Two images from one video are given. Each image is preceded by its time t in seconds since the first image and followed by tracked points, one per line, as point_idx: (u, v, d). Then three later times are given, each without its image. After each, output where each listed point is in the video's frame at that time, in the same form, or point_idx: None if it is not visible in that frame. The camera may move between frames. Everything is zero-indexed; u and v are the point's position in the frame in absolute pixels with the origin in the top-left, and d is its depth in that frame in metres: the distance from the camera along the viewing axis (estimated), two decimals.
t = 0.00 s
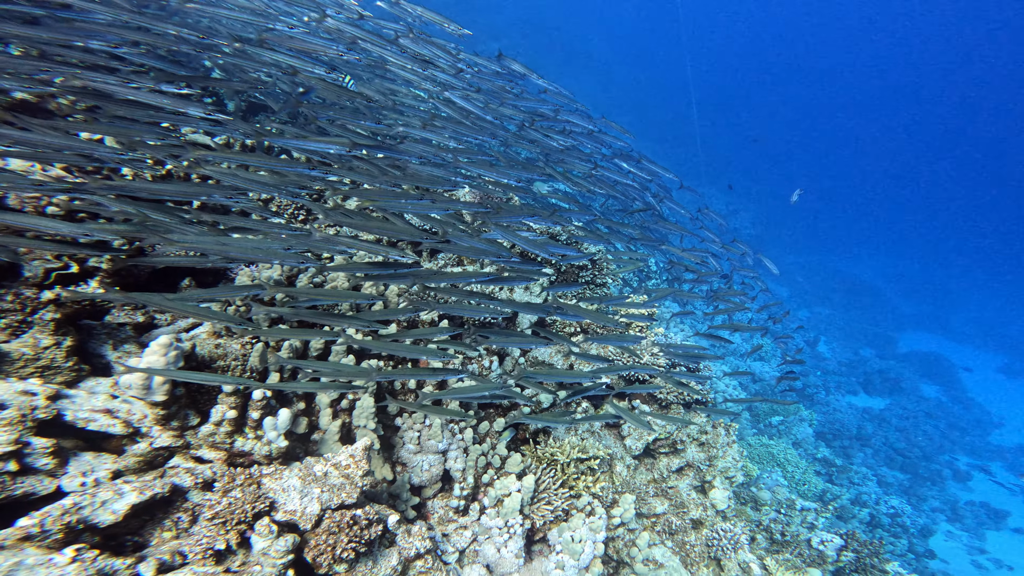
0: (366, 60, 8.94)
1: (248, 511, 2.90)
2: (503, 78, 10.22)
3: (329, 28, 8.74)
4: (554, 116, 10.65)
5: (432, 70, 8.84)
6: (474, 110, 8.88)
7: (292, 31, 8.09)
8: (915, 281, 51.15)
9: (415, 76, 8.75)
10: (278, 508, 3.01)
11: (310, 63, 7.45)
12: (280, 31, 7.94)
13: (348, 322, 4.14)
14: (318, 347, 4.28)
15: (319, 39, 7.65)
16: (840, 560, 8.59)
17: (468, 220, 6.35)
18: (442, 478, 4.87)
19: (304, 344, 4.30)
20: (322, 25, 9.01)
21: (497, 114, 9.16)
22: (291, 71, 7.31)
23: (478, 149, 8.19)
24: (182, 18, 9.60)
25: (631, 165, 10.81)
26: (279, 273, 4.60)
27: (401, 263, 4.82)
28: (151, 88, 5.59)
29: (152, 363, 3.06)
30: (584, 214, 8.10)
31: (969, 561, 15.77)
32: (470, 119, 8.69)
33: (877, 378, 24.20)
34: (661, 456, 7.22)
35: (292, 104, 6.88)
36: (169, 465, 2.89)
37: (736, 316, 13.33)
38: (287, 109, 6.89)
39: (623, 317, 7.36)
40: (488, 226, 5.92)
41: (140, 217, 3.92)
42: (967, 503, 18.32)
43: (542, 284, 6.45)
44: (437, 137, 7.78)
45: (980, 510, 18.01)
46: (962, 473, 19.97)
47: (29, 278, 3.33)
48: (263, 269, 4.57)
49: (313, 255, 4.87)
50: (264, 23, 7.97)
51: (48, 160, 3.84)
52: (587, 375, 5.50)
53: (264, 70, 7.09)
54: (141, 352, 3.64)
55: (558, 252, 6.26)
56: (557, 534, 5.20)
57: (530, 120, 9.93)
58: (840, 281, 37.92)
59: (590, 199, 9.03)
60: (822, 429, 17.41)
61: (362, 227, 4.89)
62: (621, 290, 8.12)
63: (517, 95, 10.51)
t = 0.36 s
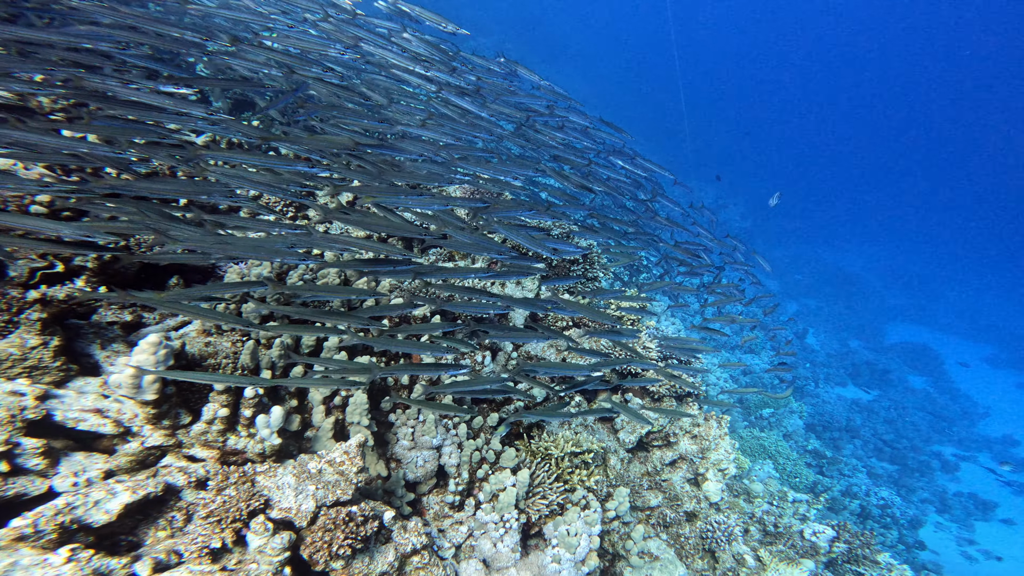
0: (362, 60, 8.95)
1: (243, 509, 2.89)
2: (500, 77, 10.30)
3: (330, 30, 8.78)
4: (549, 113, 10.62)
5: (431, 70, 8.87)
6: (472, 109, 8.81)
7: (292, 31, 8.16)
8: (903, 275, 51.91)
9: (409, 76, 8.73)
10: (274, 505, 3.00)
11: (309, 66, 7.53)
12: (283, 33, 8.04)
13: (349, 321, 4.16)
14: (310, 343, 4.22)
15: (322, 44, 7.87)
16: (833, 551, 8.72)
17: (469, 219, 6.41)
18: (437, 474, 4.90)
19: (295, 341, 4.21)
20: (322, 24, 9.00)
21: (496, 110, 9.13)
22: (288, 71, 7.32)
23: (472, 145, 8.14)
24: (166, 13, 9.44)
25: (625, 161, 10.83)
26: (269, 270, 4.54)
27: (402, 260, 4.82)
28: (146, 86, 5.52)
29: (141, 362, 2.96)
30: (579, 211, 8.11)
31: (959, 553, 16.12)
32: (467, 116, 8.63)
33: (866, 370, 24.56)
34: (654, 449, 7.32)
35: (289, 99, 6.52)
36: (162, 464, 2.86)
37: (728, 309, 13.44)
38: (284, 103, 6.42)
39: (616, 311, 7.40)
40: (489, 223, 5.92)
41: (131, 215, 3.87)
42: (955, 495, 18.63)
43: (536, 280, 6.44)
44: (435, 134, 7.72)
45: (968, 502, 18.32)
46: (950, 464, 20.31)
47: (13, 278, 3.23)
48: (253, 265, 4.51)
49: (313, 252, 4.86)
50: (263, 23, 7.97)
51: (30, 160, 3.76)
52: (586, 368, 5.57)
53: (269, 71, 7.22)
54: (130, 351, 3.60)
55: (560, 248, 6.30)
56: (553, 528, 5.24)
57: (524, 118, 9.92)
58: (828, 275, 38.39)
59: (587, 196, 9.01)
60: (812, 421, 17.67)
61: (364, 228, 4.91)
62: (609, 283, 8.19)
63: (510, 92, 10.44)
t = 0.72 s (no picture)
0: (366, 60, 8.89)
1: (245, 508, 2.89)
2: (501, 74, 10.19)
3: (328, 28, 8.69)
4: (551, 112, 10.55)
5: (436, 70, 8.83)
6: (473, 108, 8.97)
7: (303, 31, 8.10)
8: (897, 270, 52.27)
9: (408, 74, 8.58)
10: (275, 504, 3.00)
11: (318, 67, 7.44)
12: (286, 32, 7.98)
13: (353, 320, 4.19)
14: (309, 342, 4.19)
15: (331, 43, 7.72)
16: (830, 544, 8.80)
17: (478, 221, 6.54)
18: (436, 472, 4.87)
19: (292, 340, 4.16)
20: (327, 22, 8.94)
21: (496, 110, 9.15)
22: (296, 71, 7.25)
23: (471, 141, 8.08)
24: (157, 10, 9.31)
25: (624, 159, 10.80)
26: (266, 269, 4.52)
27: (408, 259, 4.80)
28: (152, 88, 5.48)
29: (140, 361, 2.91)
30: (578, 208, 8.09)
31: (954, 547, 16.31)
32: (466, 116, 8.68)
33: (860, 365, 24.73)
34: (652, 445, 7.32)
35: (284, 98, 6.62)
36: (162, 464, 2.85)
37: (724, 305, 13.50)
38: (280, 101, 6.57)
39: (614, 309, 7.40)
40: (499, 224, 5.99)
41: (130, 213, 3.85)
42: (949, 489, 18.82)
43: (535, 277, 6.43)
44: (444, 135, 7.76)
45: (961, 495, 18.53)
46: (944, 458, 20.50)
47: (11, 278, 3.17)
48: (249, 264, 4.48)
49: (320, 252, 4.90)
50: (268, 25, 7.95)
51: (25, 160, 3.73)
52: (595, 363, 5.73)
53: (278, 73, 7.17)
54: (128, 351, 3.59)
55: (567, 248, 6.42)
56: (554, 524, 5.27)
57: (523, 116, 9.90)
58: (823, 271, 38.61)
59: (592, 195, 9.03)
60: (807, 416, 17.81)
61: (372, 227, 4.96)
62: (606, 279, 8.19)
63: (509, 89, 10.34)
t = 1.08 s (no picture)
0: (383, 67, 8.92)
1: (252, 509, 2.90)
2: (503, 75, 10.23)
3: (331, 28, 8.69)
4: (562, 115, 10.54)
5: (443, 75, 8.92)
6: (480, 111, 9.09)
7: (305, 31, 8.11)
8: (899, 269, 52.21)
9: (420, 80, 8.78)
10: (281, 505, 3.01)
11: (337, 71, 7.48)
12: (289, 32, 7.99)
13: (370, 326, 4.19)
14: (313, 342, 4.18)
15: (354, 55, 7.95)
16: (833, 544, 8.82)
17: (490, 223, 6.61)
18: (439, 472, 4.90)
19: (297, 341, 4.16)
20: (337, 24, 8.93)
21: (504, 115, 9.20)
22: (303, 73, 7.25)
23: (476, 143, 8.07)
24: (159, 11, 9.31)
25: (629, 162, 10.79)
26: (269, 269, 4.51)
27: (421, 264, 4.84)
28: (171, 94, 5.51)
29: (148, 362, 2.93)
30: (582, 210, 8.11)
31: (957, 546, 16.30)
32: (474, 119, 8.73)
33: (862, 365, 24.70)
34: (654, 445, 7.36)
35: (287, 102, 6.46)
36: (169, 465, 2.87)
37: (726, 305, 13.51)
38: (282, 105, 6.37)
39: (616, 310, 7.44)
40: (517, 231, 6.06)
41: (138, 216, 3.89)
42: (951, 488, 18.82)
43: (538, 278, 6.45)
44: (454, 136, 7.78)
45: (963, 495, 18.54)
46: (946, 458, 20.49)
47: (17, 279, 3.21)
48: (253, 266, 4.49)
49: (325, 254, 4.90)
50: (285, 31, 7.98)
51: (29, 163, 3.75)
52: (604, 363, 5.75)
53: (291, 77, 7.19)
54: (134, 352, 3.60)
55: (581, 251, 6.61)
56: (557, 524, 5.28)
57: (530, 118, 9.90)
58: (824, 271, 38.58)
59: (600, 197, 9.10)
60: (807, 415, 17.82)
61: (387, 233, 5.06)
62: (609, 278, 8.19)
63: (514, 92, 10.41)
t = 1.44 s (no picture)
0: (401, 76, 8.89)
1: (255, 513, 2.92)
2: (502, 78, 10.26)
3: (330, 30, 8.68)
4: (573, 125, 10.48)
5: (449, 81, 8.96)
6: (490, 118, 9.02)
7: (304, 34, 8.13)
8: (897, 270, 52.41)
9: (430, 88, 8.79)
10: (284, 509, 3.03)
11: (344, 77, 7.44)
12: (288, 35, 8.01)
13: (376, 333, 4.20)
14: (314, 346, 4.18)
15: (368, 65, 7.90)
16: (833, 545, 8.85)
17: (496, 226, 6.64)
18: (440, 475, 4.92)
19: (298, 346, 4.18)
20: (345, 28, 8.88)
21: (514, 123, 9.15)
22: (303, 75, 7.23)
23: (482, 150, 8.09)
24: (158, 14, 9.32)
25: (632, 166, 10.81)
26: (270, 275, 4.50)
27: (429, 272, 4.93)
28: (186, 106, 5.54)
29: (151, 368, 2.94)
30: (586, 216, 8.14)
31: (957, 547, 16.33)
32: (485, 126, 8.71)
33: (861, 366, 24.78)
34: (654, 446, 7.38)
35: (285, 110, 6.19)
36: (172, 469, 2.89)
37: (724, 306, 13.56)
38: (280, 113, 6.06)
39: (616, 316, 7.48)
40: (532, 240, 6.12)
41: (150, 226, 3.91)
42: (950, 489, 18.87)
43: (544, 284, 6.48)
44: (463, 143, 7.79)
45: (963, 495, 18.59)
46: (945, 458, 20.55)
47: (19, 286, 3.23)
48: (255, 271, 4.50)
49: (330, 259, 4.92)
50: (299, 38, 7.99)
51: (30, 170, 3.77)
52: (609, 366, 5.82)
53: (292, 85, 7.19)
54: (136, 356, 3.62)
55: (585, 256, 6.72)
56: (558, 527, 5.29)
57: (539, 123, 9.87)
58: (822, 271, 38.71)
59: (605, 203, 9.14)
60: (806, 415, 17.87)
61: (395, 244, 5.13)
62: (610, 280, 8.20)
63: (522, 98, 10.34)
